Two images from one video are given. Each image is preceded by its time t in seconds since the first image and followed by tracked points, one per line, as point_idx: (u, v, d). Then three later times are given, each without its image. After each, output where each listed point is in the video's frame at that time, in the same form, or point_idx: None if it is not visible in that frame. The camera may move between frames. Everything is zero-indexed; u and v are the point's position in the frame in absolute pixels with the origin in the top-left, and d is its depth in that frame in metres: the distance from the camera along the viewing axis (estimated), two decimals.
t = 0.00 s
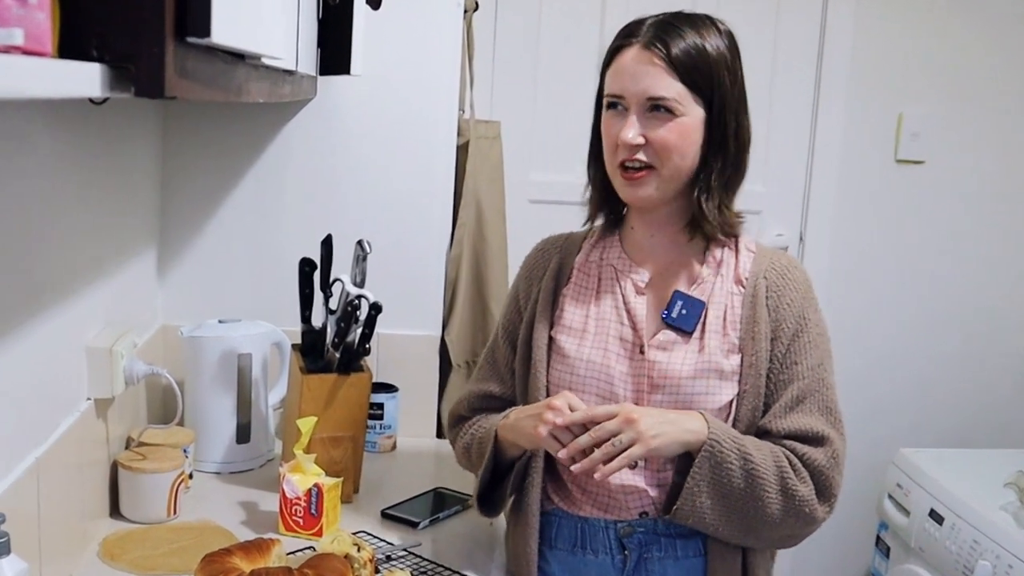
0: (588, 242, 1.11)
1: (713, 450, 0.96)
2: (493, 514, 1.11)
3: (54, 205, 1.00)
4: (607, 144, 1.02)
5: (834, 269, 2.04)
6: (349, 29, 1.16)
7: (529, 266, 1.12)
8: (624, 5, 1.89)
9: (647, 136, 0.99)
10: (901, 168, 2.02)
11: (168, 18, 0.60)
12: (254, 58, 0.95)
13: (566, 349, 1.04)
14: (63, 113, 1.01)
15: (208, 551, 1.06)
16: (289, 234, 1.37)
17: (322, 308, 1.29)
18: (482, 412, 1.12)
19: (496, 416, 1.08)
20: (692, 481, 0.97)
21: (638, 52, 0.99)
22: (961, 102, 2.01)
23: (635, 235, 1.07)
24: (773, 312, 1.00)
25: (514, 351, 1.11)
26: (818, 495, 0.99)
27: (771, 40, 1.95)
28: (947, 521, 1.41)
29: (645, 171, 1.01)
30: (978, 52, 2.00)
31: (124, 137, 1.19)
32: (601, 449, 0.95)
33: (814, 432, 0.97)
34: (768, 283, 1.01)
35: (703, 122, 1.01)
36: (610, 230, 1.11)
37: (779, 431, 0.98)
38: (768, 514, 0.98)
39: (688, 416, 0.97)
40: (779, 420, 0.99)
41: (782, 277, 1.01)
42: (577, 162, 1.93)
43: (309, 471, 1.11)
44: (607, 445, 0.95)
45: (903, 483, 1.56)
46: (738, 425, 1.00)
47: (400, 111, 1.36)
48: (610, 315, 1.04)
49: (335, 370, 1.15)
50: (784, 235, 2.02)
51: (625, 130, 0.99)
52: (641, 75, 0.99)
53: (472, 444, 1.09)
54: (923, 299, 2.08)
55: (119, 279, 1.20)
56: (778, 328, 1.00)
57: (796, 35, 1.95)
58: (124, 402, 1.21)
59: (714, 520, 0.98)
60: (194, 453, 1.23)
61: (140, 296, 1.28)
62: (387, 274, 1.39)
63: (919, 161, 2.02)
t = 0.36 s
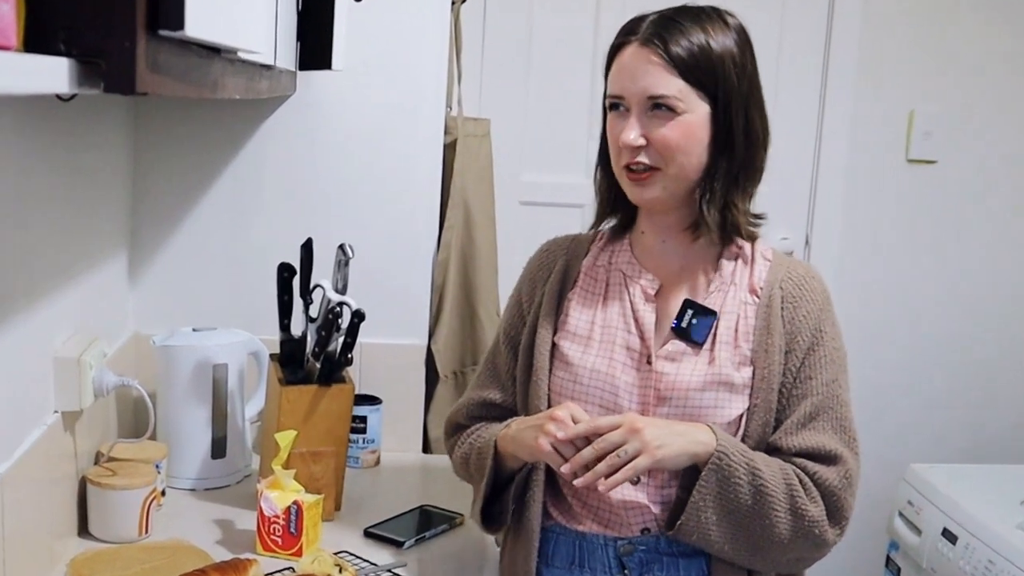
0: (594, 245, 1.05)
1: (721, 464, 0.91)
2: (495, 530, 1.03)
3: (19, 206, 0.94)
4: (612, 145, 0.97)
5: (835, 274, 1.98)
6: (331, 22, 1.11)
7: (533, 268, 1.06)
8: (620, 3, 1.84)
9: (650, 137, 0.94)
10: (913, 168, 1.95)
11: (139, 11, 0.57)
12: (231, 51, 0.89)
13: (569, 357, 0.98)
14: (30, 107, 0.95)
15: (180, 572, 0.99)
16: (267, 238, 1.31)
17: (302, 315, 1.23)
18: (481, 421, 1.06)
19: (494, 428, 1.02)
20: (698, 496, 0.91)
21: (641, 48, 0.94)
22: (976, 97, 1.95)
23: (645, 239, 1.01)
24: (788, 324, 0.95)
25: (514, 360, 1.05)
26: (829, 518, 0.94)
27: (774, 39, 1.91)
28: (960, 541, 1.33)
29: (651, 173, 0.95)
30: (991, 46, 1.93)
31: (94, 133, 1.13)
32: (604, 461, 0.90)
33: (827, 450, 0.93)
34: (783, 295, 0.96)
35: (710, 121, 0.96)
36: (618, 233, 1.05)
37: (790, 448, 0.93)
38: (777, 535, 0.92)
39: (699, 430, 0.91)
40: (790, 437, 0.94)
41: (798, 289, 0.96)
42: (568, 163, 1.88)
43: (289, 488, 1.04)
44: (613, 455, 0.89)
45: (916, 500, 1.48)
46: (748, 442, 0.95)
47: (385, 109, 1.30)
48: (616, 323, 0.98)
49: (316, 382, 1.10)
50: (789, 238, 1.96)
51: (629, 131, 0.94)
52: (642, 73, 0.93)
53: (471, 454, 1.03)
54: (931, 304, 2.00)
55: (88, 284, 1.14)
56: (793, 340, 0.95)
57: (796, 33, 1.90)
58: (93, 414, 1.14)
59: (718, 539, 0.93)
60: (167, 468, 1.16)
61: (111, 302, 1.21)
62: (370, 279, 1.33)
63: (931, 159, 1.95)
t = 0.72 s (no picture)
0: (595, 249, 0.99)
1: (733, 481, 0.85)
2: (486, 553, 0.97)
3: None
4: (611, 143, 0.91)
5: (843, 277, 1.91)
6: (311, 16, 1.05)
7: (529, 272, 1.00)
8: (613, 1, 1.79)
9: (650, 135, 0.88)
10: (925, 168, 1.89)
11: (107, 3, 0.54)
12: (203, 45, 0.82)
13: (568, 369, 0.93)
14: None
15: None
16: (244, 242, 1.25)
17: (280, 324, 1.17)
18: (472, 435, 0.99)
19: (486, 442, 0.96)
20: (708, 514, 0.86)
21: (643, 42, 0.89)
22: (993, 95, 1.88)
23: (649, 245, 0.96)
24: (800, 337, 0.90)
25: (508, 371, 0.99)
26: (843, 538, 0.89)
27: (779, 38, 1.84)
28: (976, 563, 1.28)
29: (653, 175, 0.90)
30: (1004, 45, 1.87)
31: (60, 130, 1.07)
32: (611, 475, 0.85)
33: (840, 467, 0.88)
34: (796, 304, 0.91)
35: (715, 119, 0.90)
36: (619, 236, 0.99)
37: (801, 466, 0.88)
38: (789, 556, 0.87)
39: (710, 446, 0.86)
40: (802, 453, 0.89)
41: (810, 299, 0.91)
42: (557, 164, 1.83)
43: (265, 506, 0.98)
44: (620, 469, 0.84)
45: (928, 520, 1.42)
46: (758, 459, 0.90)
47: (368, 108, 1.25)
48: (619, 332, 0.93)
49: (293, 396, 1.04)
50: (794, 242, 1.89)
51: (627, 129, 0.89)
52: (643, 68, 0.88)
53: (461, 471, 0.96)
54: (938, 312, 1.94)
55: (54, 291, 1.08)
56: (806, 353, 0.90)
57: (803, 32, 1.83)
58: (59, 428, 1.08)
59: (728, 561, 0.88)
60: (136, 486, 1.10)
61: (77, 310, 1.15)
62: (352, 286, 1.27)
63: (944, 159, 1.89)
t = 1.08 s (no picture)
0: (583, 254, 0.93)
1: (733, 505, 0.80)
2: None
3: None
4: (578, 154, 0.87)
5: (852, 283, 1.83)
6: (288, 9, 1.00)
7: (514, 279, 0.94)
8: None
9: (612, 143, 0.83)
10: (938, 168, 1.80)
11: None
12: (173, 37, 0.75)
13: (555, 386, 0.87)
14: None
15: None
16: (219, 245, 1.19)
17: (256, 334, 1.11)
18: (455, 454, 0.93)
19: (470, 462, 0.90)
20: (707, 541, 0.80)
21: (601, 45, 0.83)
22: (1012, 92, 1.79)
23: (637, 252, 0.90)
24: (802, 347, 0.85)
25: (492, 386, 0.93)
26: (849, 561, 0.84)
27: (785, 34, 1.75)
28: None
29: (622, 183, 0.84)
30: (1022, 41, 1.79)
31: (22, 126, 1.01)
32: (602, 500, 0.79)
33: (846, 486, 0.83)
34: (796, 312, 0.86)
35: (685, 120, 0.84)
36: (609, 241, 0.93)
37: (805, 485, 0.83)
38: None
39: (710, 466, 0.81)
40: (805, 472, 0.83)
41: (812, 305, 0.86)
42: (547, 164, 1.78)
43: (239, 526, 0.92)
44: (613, 495, 0.79)
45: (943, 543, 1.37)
46: (759, 479, 0.84)
47: (349, 107, 1.19)
48: (608, 347, 0.87)
49: (268, 409, 0.97)
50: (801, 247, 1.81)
51: (588, 141, 0.83)
52: (599, 74, 0.83)
53: (445, 492, 0.90)
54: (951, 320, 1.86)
55: (15, 297, 1.02)
56: (807, 364, 0.84)
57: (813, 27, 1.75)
58: (20, 443, 1.01)
59: None
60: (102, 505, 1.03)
61: (40, 317, 1.09)
62: (332, 292, 1.22)
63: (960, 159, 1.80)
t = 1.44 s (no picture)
0: (548, 264, 0.87)
1: (724, 534, 0.75)
2: None
3: None
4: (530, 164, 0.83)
5: (861, 288, 1.76)
6: None
7: (474, 295, 0.88)
8: None
9: (558, 148, 0.78)
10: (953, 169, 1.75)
11: None
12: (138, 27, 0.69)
13: (527, 408, 0.82)
14: None
15: None
16: (192, 250, 1.13)
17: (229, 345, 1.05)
18: (421, 486, 0.87)
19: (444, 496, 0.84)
20: None
21: (541, 48, 0.79)
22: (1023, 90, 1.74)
23: (607, 262, 0.85)
24: (790, 353, 0.79)
25: (459, 409, 0.87)
26: None
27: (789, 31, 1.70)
28: None
29: (573, 190, 0.80)
30: None
31: None
32: (584, 543, 0.75)
33: (846, 501, 0.78)
34: (782, 315, 0.80)
35: (634, 118, 0.79)
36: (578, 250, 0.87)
37: (802, 502, 0.78)
38: None
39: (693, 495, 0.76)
40: (801, 488, 0.78)
41: (801, 307, 0.80)
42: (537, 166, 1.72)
43: (209, 551, 0.87)
44: (593, 536, 0.75)
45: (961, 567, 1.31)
46: (752, 500, 0.79)
47: (326, 105, 1.13)
48: (581, 363, 0.82)
49: (240, 424, 0.92)
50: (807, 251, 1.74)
51: (533, 148, 0.79)
52: (538, 77, 0.78)
53: (413, 528, 0.85)
54: (963, 326, 1.80)
55: None
56: (796, 373, 0.79)
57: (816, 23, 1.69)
58: None
59: None
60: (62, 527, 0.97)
61: None
62: (310, 300, 1.16)
63: (974, 158, 1.75)
